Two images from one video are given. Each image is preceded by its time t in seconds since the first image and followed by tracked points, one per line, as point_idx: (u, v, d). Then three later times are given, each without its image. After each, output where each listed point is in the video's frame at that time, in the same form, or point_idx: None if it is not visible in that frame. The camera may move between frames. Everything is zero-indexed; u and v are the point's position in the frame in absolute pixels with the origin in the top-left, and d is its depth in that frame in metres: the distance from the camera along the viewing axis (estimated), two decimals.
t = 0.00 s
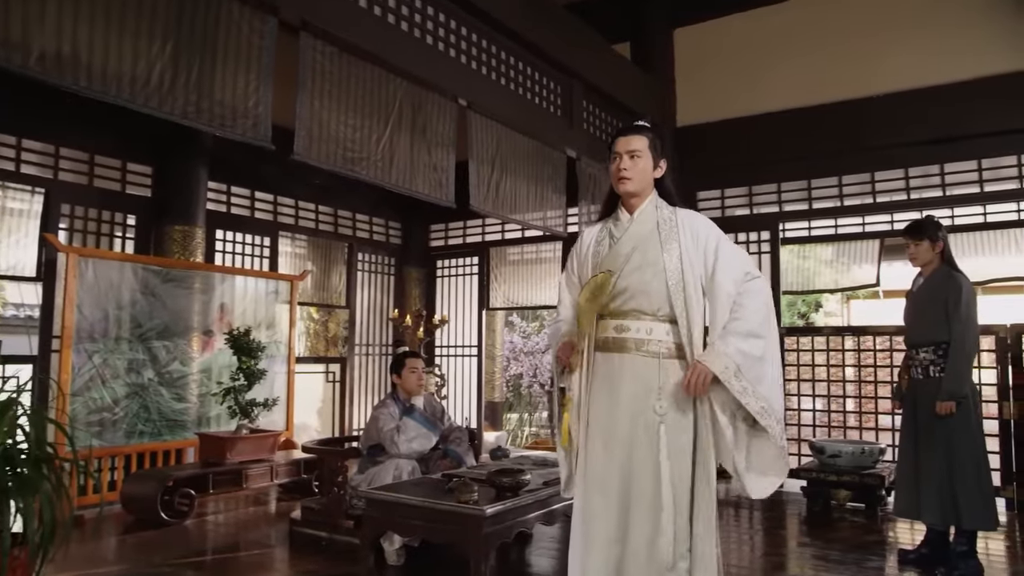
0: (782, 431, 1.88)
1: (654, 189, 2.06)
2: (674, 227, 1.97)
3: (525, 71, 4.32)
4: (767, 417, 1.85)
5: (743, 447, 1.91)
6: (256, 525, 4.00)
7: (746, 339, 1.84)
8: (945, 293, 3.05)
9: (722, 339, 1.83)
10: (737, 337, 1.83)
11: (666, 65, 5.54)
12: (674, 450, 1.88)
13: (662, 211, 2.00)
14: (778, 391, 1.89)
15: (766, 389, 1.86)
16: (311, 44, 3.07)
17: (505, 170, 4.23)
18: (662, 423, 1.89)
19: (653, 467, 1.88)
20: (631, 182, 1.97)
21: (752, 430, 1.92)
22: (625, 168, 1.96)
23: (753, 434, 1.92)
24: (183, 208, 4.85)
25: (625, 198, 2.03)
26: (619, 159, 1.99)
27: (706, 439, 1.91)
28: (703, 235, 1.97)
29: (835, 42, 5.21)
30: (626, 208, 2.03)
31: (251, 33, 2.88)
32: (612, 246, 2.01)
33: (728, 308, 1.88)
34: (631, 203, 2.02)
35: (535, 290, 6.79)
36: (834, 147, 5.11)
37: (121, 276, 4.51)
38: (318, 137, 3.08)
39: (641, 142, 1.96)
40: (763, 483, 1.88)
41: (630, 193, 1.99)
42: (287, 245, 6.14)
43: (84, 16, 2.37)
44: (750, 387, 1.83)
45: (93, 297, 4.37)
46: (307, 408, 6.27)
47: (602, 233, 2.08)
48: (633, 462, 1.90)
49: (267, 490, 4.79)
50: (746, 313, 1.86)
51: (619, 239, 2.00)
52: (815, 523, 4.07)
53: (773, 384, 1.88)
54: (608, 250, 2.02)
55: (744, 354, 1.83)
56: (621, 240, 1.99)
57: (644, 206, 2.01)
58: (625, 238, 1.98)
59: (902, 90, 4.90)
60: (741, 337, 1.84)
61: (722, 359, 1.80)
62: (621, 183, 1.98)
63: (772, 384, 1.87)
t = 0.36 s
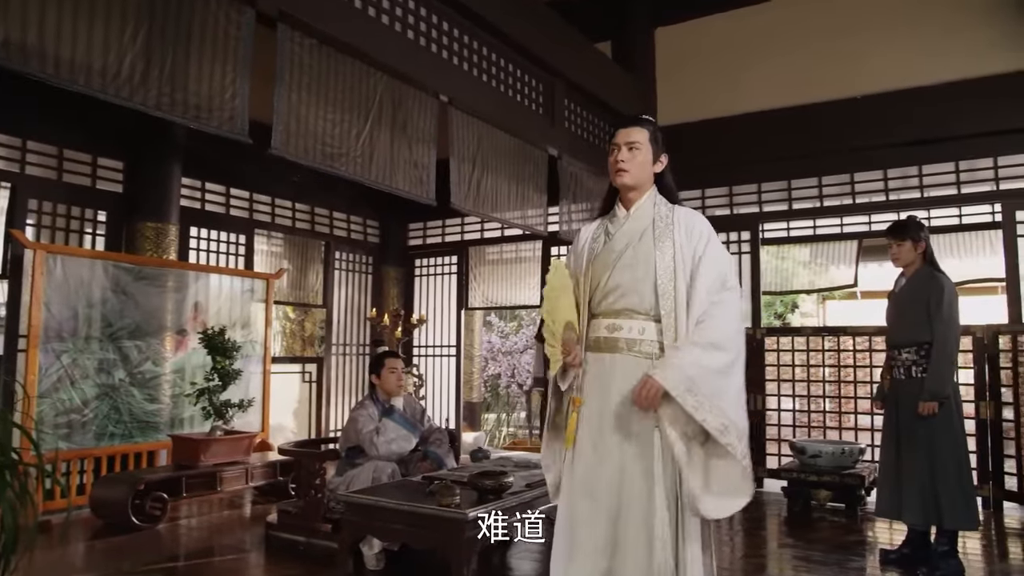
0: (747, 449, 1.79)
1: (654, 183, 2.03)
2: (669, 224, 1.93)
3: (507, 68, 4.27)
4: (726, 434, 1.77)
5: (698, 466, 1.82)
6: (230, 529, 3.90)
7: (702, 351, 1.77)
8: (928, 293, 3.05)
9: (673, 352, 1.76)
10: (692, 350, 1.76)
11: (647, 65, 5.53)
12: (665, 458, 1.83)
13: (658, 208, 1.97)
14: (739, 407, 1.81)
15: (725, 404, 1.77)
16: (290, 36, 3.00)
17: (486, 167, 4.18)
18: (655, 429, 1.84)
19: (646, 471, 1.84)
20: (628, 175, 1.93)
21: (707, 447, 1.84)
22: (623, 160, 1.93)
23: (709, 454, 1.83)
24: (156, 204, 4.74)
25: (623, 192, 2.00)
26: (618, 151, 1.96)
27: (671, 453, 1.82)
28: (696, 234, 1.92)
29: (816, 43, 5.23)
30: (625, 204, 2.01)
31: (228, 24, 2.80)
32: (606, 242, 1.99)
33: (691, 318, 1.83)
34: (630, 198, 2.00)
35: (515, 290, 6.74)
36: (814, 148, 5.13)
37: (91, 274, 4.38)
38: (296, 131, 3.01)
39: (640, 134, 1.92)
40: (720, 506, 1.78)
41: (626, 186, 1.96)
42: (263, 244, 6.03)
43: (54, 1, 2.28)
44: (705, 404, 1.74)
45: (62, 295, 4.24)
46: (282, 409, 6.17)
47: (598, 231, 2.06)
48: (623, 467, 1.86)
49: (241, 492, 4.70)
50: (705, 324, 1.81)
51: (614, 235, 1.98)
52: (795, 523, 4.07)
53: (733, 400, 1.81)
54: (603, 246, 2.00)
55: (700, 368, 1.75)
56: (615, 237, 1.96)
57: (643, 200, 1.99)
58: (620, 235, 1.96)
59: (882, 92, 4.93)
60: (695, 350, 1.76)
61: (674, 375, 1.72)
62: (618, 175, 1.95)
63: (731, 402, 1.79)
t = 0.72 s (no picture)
0: (708, 467, 1.70)
1: (649, 180, 1.99)
2: (663, 222, 1.89)
3: (492, 65, 4.22)
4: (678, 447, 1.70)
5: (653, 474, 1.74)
6: (208, 534, 3.81)
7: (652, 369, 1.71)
8: (914, 293, 3.05)
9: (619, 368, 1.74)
10: (641, 366, 1.71)
11: (631, 64, 5.51)
12: (645, 469, 1.74)
13: (653, 205, 1.92)
14: (699, 421, 1.74)
15: (679, 419, 1.72)
16: (272, 29, 2.93)
17: (471, 165, 4.13)
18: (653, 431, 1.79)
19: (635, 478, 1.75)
20: (625, 168, 1.90)
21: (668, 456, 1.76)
22: (619, 152, 1.90)
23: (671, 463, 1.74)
24: (133, 201, 4.65)
25: (617, 186, 1.97)
26: (615, 143, 1.93)
27: (640, 460, 1.74)
28: (690, 233, 1.88)
29: (799, 44, 5.23)
30: (620, 199, 1.97)
31: (208, 14, 2.72)
32: (599, 238, 1.94)
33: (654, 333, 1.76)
34: (624, 192, 1.96)
35: (498, 289, 6.69)
36: (798, 149, 5.13)
37: (64, 272, 4.27)
38: (278, 125, 2.94)
39: (640, 127, 1.90)
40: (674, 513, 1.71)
41: (623, 179, 1.92)
42: (241, 242, 5.93)
43: None
44: (655, 419, 1.71)
45: (34, 294, 4.11)
46: (262, 410, 6.07)
47: (589, 225, 2.02)
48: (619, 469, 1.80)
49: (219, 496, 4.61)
50: (663, 337, 1.72)
51: (607, 231, 1.94)
52: (780, 524, 4.06)
53: (689, 413, 1.74)
54: (594, 242, 1.95)
55: (649, 383, 1.71)
56: (608, 231, 1.93)
57: (637, 195, 1.95)
58: (613, 230, 1.92)
59: (865, 93, 4.94)
60: (646, 366, 1.71)
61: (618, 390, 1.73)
62: (614, 168, 1.91)
63: (683, 414, 1.73)
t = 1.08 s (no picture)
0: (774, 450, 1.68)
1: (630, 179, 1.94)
2: (650, 222, 1.83)
3: (479, 62, 4.16)
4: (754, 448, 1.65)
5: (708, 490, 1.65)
6: (188, 538, 3.74)
7: (699, 385, 1.63)
8: (905, 293, 3.04)
9: (677, 400, 1.63)
10: (700, 388, 1.62)
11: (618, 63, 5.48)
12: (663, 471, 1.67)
13: (636, 205, 1.86)
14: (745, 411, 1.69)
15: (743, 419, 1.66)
16: (257, 22, 2.86)
17: (458, 163, 4.07)
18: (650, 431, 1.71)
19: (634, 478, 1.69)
20: (610, 163, 1.83)
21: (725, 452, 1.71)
22: (605, 148, 1.83)
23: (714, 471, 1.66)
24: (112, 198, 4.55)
25: (599, 182, 1.89)
26: (599, 139, 1.85)
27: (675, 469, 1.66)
28: (676, 237, 1.82)
29: (786, 44, 5.23)
30: (602, 194, 1.90)
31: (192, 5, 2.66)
32: (581, 236, 1.85)
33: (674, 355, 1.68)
34: (607, 188, 1.88)
35: (483, 289, 6.64)
36: (786, 149, 5.13)
37: (41, 271, 4.16)
38: (261, 120, 2.87)
39: (625, 124, 1.83)
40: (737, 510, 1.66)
41: (607, 175, 1.85)
42: (223, 241, 5.84)
43: None
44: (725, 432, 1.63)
45: (9, 292, 4.01)
46: (244, 411, 5.99)
47: (568, 220, 1.93)
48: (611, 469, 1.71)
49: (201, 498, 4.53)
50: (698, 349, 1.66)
51: (590, 229, 1.84)
52: (768, 525, 4.06)
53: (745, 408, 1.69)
54: (577, 240, 1.86)
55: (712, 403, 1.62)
56: (592, 230, 1.83)
57: (619, 193, 1.89)
58: (598, 226, 1.83)
59: (853, 94, 4.95)
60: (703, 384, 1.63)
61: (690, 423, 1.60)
62: (599, 163, 1.84)
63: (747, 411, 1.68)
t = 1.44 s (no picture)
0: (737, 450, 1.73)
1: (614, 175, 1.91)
2: (638, 218, 1.80)
3: (468, 58, 4.11)
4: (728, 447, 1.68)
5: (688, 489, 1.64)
6: (170, 542, 3.66)
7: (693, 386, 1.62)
8: (896, 293, 3.02)
9: (670, 401, 1.60)
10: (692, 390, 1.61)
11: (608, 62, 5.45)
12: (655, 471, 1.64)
13: (622, 202, 1.83)
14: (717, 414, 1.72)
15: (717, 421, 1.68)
16: (242, 13, 2.80)
17: (446, 160, 4.02)
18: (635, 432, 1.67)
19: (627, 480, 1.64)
20: (594, 159, 1.79)
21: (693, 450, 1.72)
22: (589, 144, 1.78)
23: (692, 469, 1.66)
24: (92, 194, 4.45)
25: (583, 180, 1.86)
26: (581, 135, 1.81)
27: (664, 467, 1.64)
28: (665, 232, 1.79)
29: (776, 44, 5.22)
30: (586, 192, 1.86)
31: None
32: (570, 233, 1.80)
33: (664, 358, 1.65)
34: (591, 186, 1.85)
35: (470, 289, 6.59)
36: (775, 149, 5.12)
37: (18, 268, 4.06)
38: (247, 115, 2.81)
39: (607, 119, 1.79)
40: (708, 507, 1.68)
41: (591, 171, 1.81)
42: (206, 240, 5.76)
43: None
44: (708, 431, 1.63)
45: None
46: (228, 412, 5.90)
47: (553, 217, 1.86)
48: (603, 472, 1.66)
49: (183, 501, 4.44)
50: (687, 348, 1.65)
51: (578, 227, 1.79)
52: (757, 526, 4.04)
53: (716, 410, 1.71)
54: (565, 240, 1.80)
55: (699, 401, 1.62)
56: (581, 228, 1.78)
57: (603, 190, 1.85)
58: (587, 225, 1.78)
59: (842, 94, 4.94)
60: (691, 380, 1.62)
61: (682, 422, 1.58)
62: (583, 160, 1.80)
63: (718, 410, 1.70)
